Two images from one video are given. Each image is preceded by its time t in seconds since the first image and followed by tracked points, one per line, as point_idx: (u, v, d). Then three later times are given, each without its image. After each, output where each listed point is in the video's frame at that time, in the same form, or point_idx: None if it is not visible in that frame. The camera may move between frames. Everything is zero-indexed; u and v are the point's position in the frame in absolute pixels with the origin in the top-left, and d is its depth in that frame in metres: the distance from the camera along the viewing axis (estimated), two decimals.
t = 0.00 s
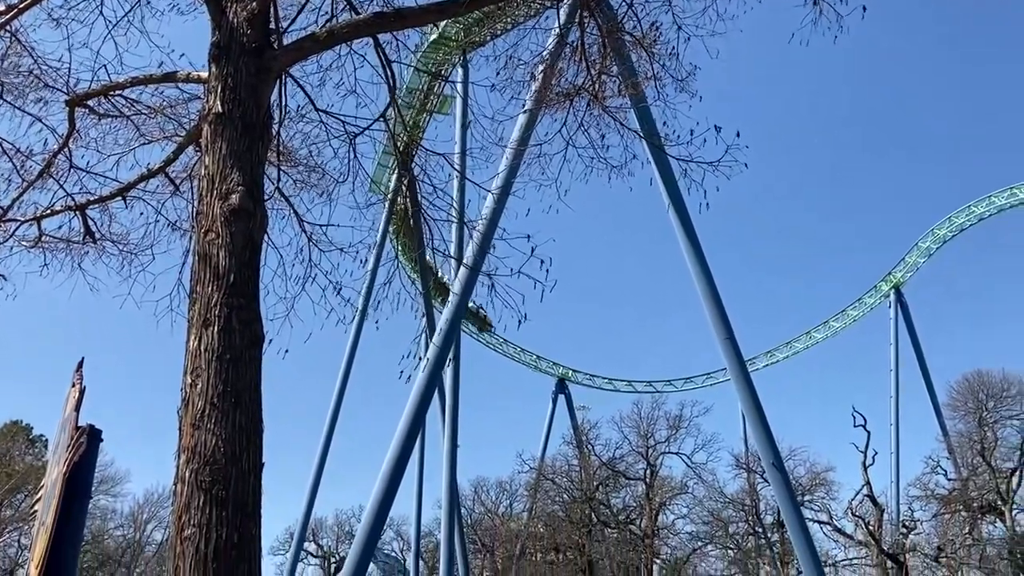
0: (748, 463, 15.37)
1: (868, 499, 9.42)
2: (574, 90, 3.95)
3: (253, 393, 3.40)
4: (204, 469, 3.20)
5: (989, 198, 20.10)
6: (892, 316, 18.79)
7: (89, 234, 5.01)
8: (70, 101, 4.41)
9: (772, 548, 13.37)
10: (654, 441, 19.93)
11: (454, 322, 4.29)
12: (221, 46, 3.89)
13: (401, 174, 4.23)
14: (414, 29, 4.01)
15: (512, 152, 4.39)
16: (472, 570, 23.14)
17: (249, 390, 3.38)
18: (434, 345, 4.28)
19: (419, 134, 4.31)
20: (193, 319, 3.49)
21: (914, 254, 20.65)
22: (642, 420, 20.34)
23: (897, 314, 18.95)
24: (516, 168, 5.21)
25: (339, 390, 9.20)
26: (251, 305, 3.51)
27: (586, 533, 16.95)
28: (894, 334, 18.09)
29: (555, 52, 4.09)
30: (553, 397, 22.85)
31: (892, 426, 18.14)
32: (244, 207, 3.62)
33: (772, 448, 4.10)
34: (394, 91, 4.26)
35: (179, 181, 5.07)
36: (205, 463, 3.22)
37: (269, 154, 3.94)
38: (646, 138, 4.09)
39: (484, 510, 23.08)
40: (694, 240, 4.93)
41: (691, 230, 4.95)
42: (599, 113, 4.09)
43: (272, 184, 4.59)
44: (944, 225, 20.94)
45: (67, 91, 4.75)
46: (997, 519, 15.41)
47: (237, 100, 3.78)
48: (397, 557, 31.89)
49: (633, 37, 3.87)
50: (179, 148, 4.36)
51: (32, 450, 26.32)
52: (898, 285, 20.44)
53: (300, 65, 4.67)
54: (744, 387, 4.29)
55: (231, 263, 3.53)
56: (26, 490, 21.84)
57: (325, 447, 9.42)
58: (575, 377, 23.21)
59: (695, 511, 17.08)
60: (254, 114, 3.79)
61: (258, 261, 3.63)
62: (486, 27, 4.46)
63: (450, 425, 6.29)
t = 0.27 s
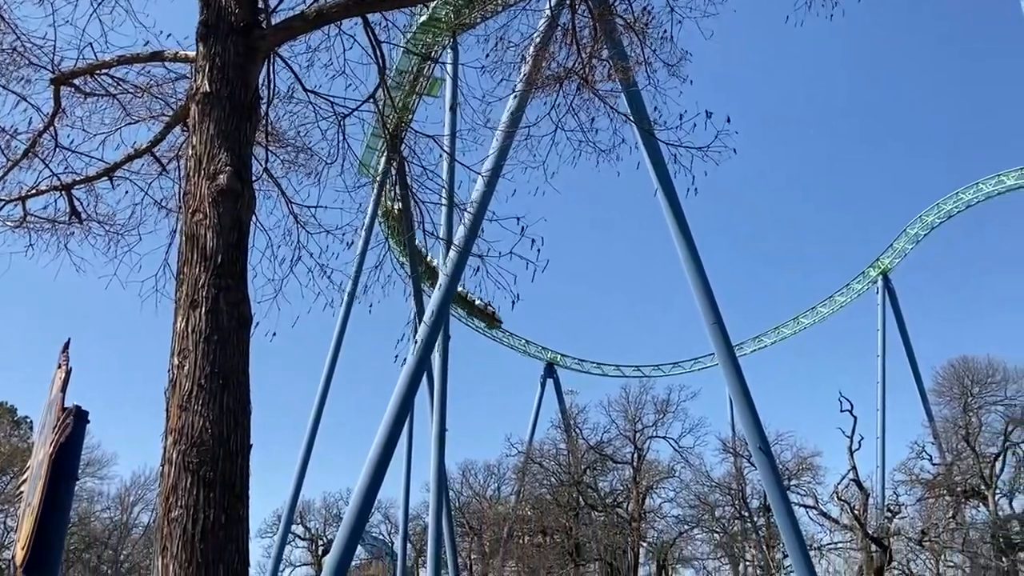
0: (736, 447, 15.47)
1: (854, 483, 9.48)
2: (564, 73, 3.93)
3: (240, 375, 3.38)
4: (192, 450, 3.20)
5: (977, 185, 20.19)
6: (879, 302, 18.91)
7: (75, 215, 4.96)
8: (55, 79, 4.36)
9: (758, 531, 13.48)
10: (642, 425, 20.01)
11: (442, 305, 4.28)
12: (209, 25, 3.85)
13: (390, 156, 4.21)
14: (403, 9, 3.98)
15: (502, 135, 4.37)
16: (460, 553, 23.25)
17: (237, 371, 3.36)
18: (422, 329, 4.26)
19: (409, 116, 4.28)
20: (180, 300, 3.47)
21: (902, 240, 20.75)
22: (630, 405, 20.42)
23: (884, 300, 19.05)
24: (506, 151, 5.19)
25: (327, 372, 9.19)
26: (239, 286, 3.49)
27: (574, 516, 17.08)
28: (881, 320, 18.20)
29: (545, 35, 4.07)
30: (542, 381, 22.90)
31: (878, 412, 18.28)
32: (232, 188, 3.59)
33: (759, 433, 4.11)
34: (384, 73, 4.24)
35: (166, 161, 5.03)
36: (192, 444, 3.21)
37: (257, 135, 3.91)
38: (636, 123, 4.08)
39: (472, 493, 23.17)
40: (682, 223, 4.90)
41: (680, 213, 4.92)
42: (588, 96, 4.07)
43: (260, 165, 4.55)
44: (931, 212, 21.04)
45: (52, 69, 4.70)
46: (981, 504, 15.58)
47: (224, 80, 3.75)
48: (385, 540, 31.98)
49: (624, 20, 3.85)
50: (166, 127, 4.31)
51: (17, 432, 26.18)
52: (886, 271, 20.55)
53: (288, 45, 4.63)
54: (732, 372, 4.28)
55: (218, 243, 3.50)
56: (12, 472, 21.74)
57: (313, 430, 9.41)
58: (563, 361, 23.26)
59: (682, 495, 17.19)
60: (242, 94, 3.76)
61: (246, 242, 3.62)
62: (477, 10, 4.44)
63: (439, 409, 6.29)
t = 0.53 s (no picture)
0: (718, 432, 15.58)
1: (835, 467, 9.55)
2: (552, 56, 3.91)
3: (224, 356, 3.37)
4: (175, 431, 3.19)
5: (960, 172, 20.30)
6: (862, 288, 19.03)
7: (56, 194, 4.92)
8: (36, 55, 4.30)
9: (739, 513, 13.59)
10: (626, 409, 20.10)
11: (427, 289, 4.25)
12: (193, 3, 3.80)
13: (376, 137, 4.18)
14: None
15: (489, 117, 4.36)
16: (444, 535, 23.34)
17: (220, 352, 3.35)
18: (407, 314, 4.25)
19: (395, 98, 4.26)
20: (163, 281, 3.45)
21: (886, 227, 20.86)
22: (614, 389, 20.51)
23: (867, 286, 19.17)
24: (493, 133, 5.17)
25: (311, 355, 9.16)
26: (223, 266, 3.48)
27: (556, 498, 17.12)
28: (864, 307, 18.32)
29: (533, 17, 4.04)
30: (526, 365, 22.95)
31: (860, 397, 18.43)
32: (216, 167, 3.57)
33: (742, 417, 4.13)
34: (370, 54, 4.21)
35: (149, 141, 4.98)
36: (175, 425, 3.20)
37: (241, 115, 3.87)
38: (623, 106, 4.08)
39: (456, 476, 23.23)
40: (668, 207, 4.86)
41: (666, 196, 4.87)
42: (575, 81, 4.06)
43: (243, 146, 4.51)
44: (915, 199, 21.15)
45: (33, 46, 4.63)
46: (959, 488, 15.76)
47: (208, 59, 3.71)
48: (369, 522, 32.02)
49: (612, 3, 3.83)
50: (150, 107, 4.27)
51: None
52: (869, 258, 20.67)
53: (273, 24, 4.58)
54: (715, 357, 4.28)
55: (202, 224, 3.48)
56: None
57: (298, 412, 9.40)
58: (548, 345, 23.31)
59: (664, 478, 17.29)
60: (226, 73, 3.73)
61: (230, 222, 3.60)
62: None
63: (424, 392, 6.29)
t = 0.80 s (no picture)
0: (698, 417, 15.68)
1: (813, 453, 9.63)
2: (536, 39, 3.89)
3: (203, 337, 3.35)
4: (152, 413, 3.16)
5: (941, 161, 20.44)
6: (842, 276, 19.15)
7: (32, 172, 4.85)
8: (11, 31, 4.24)
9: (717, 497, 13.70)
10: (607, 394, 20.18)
11: (408, 273, 4.24)
12: None
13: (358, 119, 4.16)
14: None
15: (472, 100, 4.33)
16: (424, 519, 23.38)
17: (199, 334, 3.33)
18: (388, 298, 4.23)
19: (378, 80, 4.23)
20: (141, 262, 3.42)
21: (867, 215, 20.98)
22: (595, 374, 20.58)
23: (847, 274, 19.29)
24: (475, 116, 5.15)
25: (292, 337, 9.12)
26: (202, 248, 3.45)
27: (537, 483, 17.33)
28: (844, 294, 18.46)
29: None
30: (508, 350, 22.97)
31: (838, 384, 18.59)
32: (195, 147, 3.53)
33: (721, 403, 4.15)
34: (352, 35, 4.17)
35: (127, 119, 4.92)
36: (153, 407, 3.17)
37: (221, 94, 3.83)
38: (607, 90, 4.06)
39: (436, 460, 23.26)
40: (651, 192, 4.85)
41: (648, 181, 4.85)
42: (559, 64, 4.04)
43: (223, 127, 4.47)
44: (896, 187, 21.27)
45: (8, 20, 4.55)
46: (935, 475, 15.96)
47: (188, 38, 3.67)
48: (349, 506, 32.03)
49: None
50: (128, 86, 4.22)
51: None
52: (850, 245, 20.80)
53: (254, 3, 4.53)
54: (695, 342, 4.29)
55: (180, 204, 3.44)
56: None
57: (277, 394, 9.37)
58: (530, 330, 23.34)
59: (644, 463, 17.39)
60: (206, 52, 3.68)
61: (209, 203, 3.56)
62: None
63: (405, 375, 6.28)
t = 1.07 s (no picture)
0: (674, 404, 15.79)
1: (786, 439, 9.72)
2: (516, 22, 3.88)
3: (177, 318, 3.32)
4: (125, 395, 3.14)
5: (918, 152, 20.59)
6: (818, 265, 19.28)
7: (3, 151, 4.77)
8: None
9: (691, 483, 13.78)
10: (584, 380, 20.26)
11: (386, 257, 4.22)
12: None
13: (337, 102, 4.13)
14: None
15: (452, 84, 4.31)
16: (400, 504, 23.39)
17: (174, 315, 3.30)
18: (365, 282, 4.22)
19: (357, 62, 4.19)
20: (114, 243, 3.37)
21: (843, 205, 21.12)
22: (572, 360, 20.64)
23: (823, 264, 19.42)
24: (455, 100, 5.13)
25: (268, 321, 9.07)
26: (177, 228, 3.41)
27: (514, 468, 17.42)
28: (819, 283, 18.59)
29: None
30: (486, 336, 22.97)
31: (813, 372, 18.75)
32: (170, 127, 3.49)
33: (696, 389, 4.17)
34: (331, 17, 4.13)
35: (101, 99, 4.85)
36: (126, 389, 3.14)
37: (197, 74, 3.78)
38: (587, 74, 4.05)
39: (413, 445, 23.25)
40: (630, 178, 4.85)
41: (627, 166, 4.85)
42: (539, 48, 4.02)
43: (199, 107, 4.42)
44: (872, 178, 21.42)
45: None
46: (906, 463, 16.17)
47: (164, 16, 3.62)
48: (325, 490, 31.98)
49: None
50: (102, 64, 4.16)
51: None
52: (826, 235, 20.95)
53: None
54: (672, 329, 4.30)
55: (155, 185, 3.41)
56: None
57: (253, 377, 9.33)
58: (508, 316, 23.35)
59: (620, 449, 17.47)
60: (182, 31, 3.64)
61: (184, 184, 3.52)
62: None
63: (382, 359, 6.27)
